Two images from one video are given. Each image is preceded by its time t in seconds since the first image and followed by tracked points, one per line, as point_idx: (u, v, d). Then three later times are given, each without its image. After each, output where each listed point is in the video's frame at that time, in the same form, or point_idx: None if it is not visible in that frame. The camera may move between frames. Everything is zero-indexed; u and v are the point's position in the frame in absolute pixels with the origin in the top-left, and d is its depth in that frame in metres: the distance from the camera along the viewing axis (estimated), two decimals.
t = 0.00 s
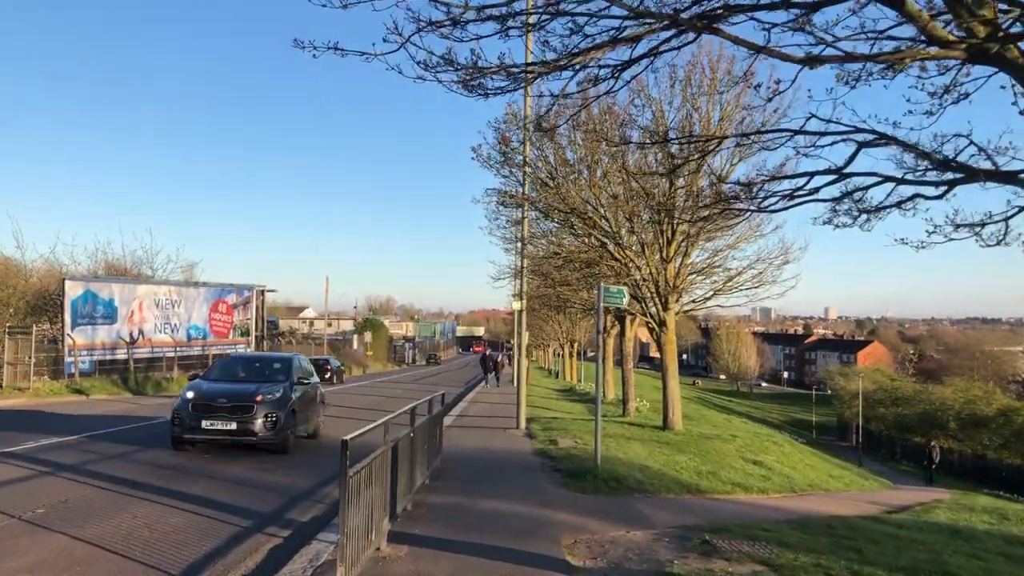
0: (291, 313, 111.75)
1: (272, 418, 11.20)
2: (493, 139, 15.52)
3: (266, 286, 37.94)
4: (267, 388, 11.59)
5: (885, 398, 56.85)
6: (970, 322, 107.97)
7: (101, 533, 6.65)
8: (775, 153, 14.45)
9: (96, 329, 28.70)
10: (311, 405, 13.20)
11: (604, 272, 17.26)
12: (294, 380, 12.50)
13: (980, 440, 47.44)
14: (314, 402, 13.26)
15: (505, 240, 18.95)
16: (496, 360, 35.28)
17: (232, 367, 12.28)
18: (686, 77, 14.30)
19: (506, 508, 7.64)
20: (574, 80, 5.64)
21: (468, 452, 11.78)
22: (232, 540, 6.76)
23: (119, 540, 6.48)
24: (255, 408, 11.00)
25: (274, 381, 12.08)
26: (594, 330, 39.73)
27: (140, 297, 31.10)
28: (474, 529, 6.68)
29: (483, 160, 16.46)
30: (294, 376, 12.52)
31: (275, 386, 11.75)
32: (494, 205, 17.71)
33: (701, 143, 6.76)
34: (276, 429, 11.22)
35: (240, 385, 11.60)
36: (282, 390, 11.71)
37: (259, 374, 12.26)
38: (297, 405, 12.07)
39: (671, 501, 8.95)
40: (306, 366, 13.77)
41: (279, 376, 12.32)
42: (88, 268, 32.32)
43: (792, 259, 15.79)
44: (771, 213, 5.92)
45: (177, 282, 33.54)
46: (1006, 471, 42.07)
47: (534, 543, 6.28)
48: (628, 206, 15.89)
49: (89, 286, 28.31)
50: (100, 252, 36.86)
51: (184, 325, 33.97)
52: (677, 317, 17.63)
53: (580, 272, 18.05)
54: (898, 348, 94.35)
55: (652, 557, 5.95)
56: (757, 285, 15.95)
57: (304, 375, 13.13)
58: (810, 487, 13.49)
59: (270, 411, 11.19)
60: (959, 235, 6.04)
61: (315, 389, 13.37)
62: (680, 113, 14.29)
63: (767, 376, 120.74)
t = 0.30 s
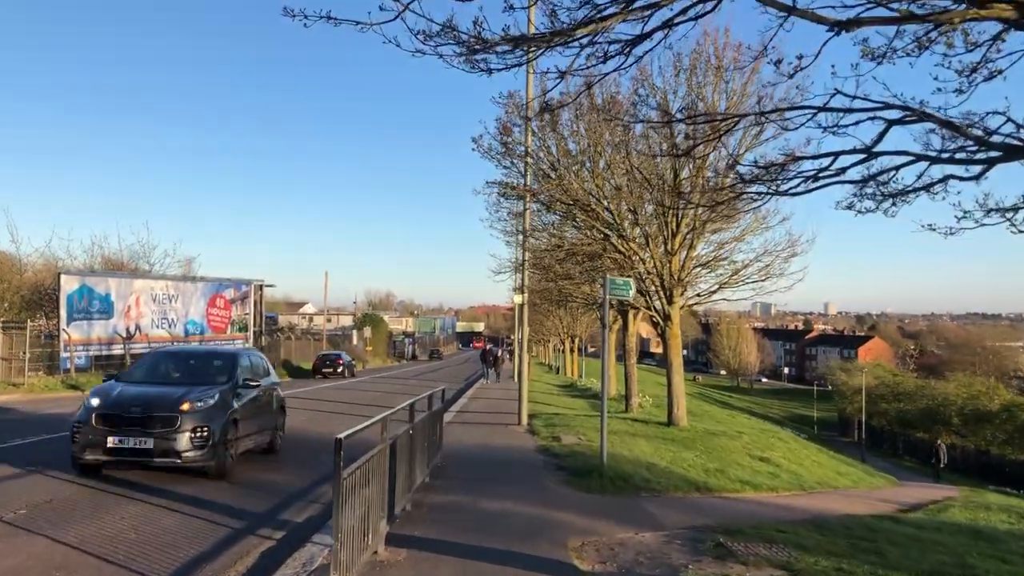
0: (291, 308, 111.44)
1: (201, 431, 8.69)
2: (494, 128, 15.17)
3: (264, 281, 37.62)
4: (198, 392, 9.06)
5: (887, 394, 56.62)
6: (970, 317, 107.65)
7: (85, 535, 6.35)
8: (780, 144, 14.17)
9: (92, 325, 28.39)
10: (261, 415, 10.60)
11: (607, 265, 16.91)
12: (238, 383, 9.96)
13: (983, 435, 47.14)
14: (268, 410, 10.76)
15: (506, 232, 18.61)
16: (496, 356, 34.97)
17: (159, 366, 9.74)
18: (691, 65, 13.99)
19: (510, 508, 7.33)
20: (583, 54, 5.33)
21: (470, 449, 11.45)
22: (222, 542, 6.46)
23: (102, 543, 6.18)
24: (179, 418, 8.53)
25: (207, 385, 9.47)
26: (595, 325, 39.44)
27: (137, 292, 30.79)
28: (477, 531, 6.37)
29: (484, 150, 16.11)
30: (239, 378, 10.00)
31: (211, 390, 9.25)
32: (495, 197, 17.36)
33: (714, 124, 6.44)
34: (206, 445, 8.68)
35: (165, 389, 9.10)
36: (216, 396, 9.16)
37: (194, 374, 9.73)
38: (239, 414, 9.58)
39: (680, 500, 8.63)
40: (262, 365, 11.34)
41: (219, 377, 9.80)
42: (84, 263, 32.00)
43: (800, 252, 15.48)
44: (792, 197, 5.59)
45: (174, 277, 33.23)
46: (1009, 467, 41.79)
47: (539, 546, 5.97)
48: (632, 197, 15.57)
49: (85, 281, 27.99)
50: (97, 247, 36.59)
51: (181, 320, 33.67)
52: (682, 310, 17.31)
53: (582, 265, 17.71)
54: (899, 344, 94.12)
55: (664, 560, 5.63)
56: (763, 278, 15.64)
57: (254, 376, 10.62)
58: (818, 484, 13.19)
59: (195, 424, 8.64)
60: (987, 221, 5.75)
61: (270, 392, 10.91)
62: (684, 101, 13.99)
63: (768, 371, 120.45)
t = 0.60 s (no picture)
0: (289, 300, 111.13)
1: (59, 461, 5.93)
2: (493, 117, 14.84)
3: (261, 273, 37.27)
4: (60, 402, 6.32)
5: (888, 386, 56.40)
6: (971, 308, 107.41)
7: (62, 538, 6.04)
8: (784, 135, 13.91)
9: (87, 317, 28.06)
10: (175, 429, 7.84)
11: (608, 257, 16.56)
12: (131, 389, 7.17)
13: (985, 427, 46.90)
14: (185, 423, 8.06)
15: (505, 223, 18.25)
16: (495, 348, 34.67)
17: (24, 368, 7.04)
18: (694, 52, 13.65)
19: (509, 508, 7.03)
20: (585, 27, 5.01)
21: (467, 445, 11.14)
22: (207, 545, 6.15)
23: (78, 547, 5.86)
24: (21, 445, 5.79)
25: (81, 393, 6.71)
26: (595, 317, 39.14)
27: (133, 284, 30.47)
28: (474, 534, 6.08)
29: (483, 139, 15.77)
30: (132, 382, 7.22)
31: (82, 398, 6.51)
32: (494, 187, 17.01)
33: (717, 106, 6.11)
34: (67, 480, 5.95)
35: (14, 399, 6.30)
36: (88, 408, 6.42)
37: (70, 378, 6.98)
38: (127, 436, 6.77)
39: (686, 499, 8.31)
40: (183, 366, 8.66)
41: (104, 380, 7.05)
42: (79, 254, 31.65)
43: (805, 243, 15.17)
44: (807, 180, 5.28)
45: (171, 269, 32.90)
46: (1011, 459, 41.56)
47: (539, 550, 5.67)
48: (634, 187, 15.26)
49: (80, 273, 27.66)
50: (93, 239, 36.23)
51: (178, 312, 33.34)
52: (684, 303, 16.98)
53: (582, 255, 17.37)
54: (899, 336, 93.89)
55: (671, 566, 5.32)
56: (767, 269, 15.32)
57: (162, 379, 7.88)
58: (825, 480, 12.90)
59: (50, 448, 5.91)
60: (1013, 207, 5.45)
61: (189, 402, 8.20)
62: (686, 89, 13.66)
63: (767, 363, 120.29)
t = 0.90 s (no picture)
0: (288, 289, 110.93)
1: None
2: (492, 101, 14.50)
3: (259, 261, 36.94)
4: None
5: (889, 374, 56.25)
6: (972, 297, 107.17)
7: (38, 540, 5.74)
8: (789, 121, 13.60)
9: (82, 306, 27.79)
10: None
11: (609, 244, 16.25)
12: None
13: (986, 416, 46.70)
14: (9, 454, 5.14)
15: (505, 210, 17.91)
16: (494, 337, 34.42)
17: None
18: (698, 34, 13.31)
19: (508, 505, 6.76)
20: None
21: (465, 437, 10.85)
22: (192, 544, 5.87)
23: (53, 548, 5.57)
24: None
25: None
26: (595, 306, 38.89)
27: (129, 273, 30.16)
28: (472, 533, 5.81)
29: (483, 124, 15.44)
30: None
31: None
32: (493, 173, 16.68)
33: (726, 82, 5.79)
34: None
35: None
36: None
37: None
38: None
39: (692, 495, 8.03)
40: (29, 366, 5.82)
41: None
42: (76, 243, 31.34)
43: (811, 230, 14.84)
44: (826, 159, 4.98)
45: (167, 257, 32.57)
46: (1014, 448, 41.36)
47: (540, 551, 5.41)
48: (636, 172, 14.93)
49: (76, 261, 27.35)
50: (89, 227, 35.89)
51: (175, 301, 33.04)
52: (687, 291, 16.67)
53: (583, 242, 17.04)
54: (900, 324, 93.71)
55: (679, 569, 5.04)
56: (772, 257, 15.00)
57: None
58: (832, 472, 12.66)
59: None
60: None
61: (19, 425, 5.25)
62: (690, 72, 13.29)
63: (768, 352, 120.23)
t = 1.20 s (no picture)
0: (290, 277, 110.69)
1: None
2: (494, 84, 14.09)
3: (258, 249, 36.62)
4: None
5: (894, 364, 55.97)
6: (976, 286, 106.68)
7: (16, 539, 5.44)
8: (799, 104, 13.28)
9: (80, 294, 27.53)
10: None
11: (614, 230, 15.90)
12: None
13: (992, 405, 46.33)
14: None
15: (507, 197, 17.55)
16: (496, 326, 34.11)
17: None
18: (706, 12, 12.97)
19: (510, 500, 6.48)
20: None
21: (466, 428, 10.54)
22: (178, 543, 5.56)
23: (31, 548, 5.26)
24: None
25: None
26: (598, 294, 38.55)
27: (127, 260, 29.88)
28: (473, 531, 5.52)
29: (484, 108, 15.06)
30: None
31: None
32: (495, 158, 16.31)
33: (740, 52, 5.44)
34: None
35: None
36: None
37: None
38: None
39: (702, 488, 7.71)
40: None
41: None
42: (73, 230, 31.04)
43: (821, 216, 14.50)
44: (855, 133, 4.67)
45: (166, 245, 32.26)
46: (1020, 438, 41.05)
47: (545, 551, 5.11)
48: (642, 157, 14.57)
49: (73, 249, 27.06)
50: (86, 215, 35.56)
51: (174, 289, 32.76)
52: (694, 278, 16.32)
53: (587, 228, 16.69)
54: (904, 313, 93.31)
55: (694, 570, 4.73)
56: (781, 243, 14.66)
57: None
58: (842, 464, 12.36)
59: None
60: None
61: None
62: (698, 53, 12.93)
63: (770, 341, 119.92)
